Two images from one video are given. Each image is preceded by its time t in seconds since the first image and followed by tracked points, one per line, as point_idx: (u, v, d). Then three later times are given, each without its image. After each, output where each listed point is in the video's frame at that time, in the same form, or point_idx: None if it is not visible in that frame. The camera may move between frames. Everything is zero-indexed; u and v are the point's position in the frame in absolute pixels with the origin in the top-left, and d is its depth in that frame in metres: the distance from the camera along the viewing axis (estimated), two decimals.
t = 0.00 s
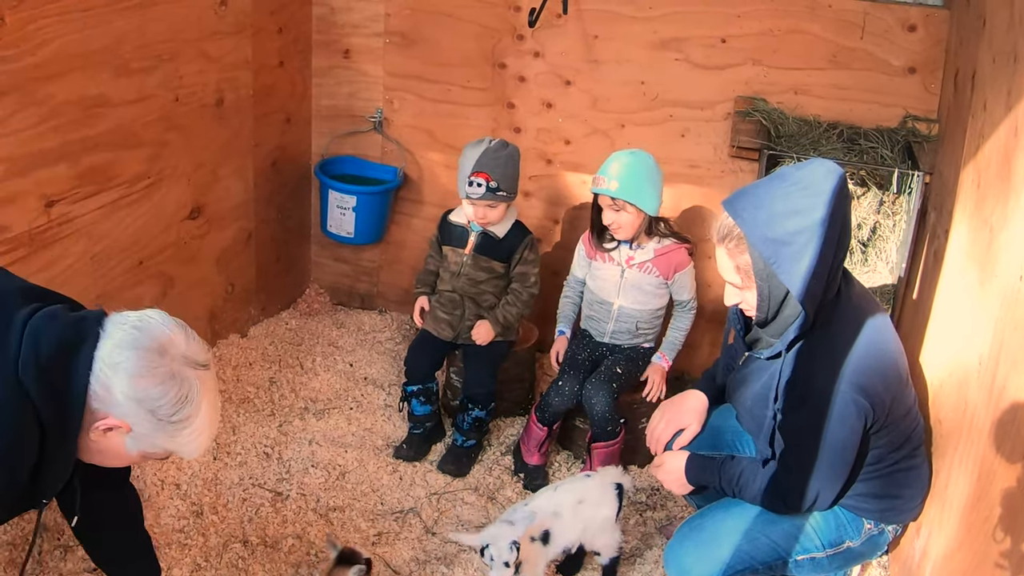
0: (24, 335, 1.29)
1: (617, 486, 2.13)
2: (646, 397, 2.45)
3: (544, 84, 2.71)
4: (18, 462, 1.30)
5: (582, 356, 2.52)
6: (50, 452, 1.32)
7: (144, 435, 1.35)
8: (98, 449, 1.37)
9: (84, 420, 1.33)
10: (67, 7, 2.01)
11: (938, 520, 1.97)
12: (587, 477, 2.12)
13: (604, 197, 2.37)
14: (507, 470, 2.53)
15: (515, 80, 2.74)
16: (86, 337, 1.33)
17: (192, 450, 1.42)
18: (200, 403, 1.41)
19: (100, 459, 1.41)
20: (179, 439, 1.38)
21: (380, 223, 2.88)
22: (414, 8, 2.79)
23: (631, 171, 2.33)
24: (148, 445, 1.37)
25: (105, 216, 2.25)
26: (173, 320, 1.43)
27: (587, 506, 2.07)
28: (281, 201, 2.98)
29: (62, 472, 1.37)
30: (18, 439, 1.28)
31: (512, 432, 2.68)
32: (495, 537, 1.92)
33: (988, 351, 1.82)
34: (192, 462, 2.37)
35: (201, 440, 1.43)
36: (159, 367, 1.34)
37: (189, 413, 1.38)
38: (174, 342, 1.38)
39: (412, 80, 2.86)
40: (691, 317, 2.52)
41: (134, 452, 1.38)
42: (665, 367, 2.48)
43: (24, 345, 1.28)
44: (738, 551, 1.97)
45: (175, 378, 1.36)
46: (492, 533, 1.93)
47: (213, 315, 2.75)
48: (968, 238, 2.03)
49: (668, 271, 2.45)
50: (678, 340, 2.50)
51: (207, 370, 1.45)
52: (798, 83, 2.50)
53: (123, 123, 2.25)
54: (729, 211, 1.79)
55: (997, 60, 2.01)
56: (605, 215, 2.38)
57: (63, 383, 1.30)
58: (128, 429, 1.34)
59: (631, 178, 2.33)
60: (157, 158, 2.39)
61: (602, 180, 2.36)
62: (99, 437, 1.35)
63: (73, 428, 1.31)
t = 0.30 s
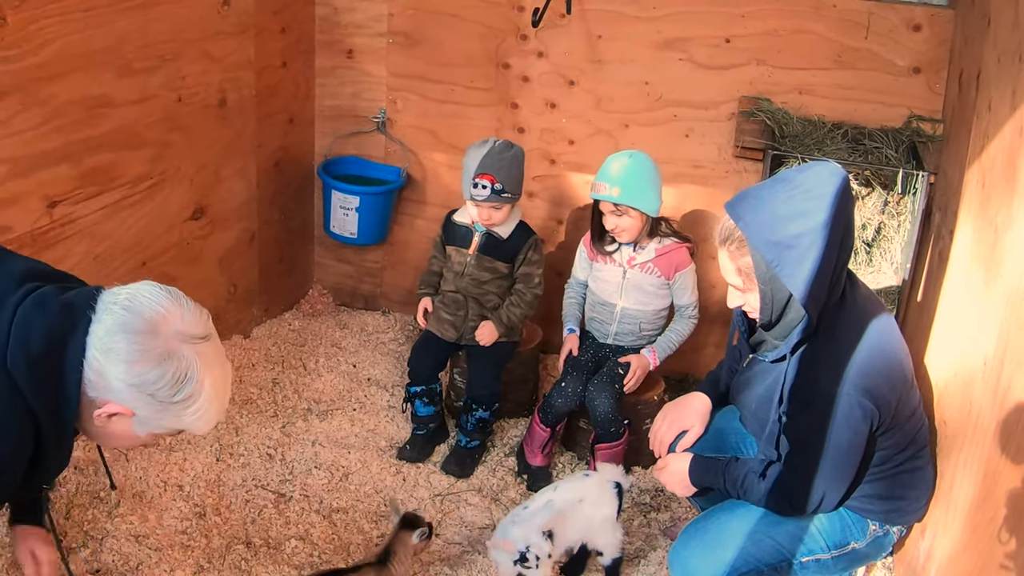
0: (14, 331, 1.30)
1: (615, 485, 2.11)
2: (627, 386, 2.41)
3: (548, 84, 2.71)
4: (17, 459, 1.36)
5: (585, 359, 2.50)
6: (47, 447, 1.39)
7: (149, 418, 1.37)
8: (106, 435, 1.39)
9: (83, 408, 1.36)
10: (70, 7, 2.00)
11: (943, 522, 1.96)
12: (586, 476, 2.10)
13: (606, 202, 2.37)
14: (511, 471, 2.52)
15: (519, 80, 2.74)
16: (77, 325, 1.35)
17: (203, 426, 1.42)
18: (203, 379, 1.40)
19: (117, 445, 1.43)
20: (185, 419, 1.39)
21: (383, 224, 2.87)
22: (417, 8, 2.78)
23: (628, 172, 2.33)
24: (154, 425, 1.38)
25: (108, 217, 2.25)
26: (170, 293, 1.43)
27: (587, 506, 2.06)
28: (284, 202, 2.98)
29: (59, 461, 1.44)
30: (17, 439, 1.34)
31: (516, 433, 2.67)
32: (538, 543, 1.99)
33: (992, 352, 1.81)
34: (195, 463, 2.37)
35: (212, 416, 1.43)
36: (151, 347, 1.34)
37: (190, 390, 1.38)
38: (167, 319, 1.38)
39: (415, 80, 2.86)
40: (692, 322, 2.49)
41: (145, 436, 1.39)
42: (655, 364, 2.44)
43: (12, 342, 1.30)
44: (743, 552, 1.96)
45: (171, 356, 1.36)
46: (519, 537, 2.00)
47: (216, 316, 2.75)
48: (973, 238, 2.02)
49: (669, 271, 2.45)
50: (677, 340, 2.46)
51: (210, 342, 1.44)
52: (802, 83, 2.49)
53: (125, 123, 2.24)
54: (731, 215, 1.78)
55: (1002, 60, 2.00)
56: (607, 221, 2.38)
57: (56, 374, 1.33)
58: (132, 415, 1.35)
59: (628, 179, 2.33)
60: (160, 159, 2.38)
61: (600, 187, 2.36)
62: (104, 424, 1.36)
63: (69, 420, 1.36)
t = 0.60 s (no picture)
0: None
1: (613, 484, 2.11)
2: (621, 388, 2.39)
3: (551, 84, 2.70)
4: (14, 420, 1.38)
5: (589, 360, 2.49)
6: (41, 405, 1.41)
7: (141, 358, 1.39)
8: (101, 383, 1.42)
9: (75, 357, 1.39)
10: (72, 7, 1.99)
11: (948, 523, 1.95)
12: (585, 475, 2.10)
13: (608, 205, 2.36)
14: (514, 472, 2.51)
15: (523, 80, 2.73)
16: (60, 271, 1.38)
17: (198, 360, 1.45)
18: (191, 312, 1.42)
19: (115, 392, 1.45)
20: (178, 354, 1.42)
21: (386, 224, 2.86)
22: (420, 8, 2.78)
23: (627, 173, 2.32)
24: (149, 363, 1.40)
25: (110, 218, 2.24)
26: (150, 229, 1.44)
27: (587, 505, 2.05)
28: (287, 202, 2.97)
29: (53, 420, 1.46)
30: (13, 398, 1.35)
31: (519, 434, 2.66)
32: (560, 550, 1.97)
33: (998, 352, 1.80)
34: (198, 464, 2.36)
35: (206, 349, 1.45)
36: (134, 284, 1.36)
37: (179, 323, 1.40)
38: (149, 255, 1.40)
39: (418, 80, 2.85)
40: (693, 324, 2.48)
41: (140, 377, 1.42)
42: (654, 364, 2.43)
43: None
44: (748, 554, 1.95)
45: (156, 291, 1.38)
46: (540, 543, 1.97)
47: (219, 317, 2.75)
48: (978, 238, 2.01)
49: (671, 270, 2.44)
50: (680, 340, 2.45)
51: (195, 274, 1.46)
52: (806, 82, 2.48)
53: (127, 123, 2.23)
54: (734, 215, 1.78)
55: (1006, 60, 1.99)
56: (610, 225, 2.38)
57: (42, 322, 1.35)
58: (123, 355, 1.38)
59: (628, 182, 2.33)
60: (162, 159, 2.37)
61: (600, 191, 2.36)
62: (96, 369, 1.39)
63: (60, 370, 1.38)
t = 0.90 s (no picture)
0: None
1: (619, 484, 2.10)
2: (621, 391, 2.38)
3: (555, 84, 2.69)
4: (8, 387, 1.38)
5: (590, 360, 2.49)
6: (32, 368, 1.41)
7: (130, 309, 1.38)
8: (91, 337, 1.41)
9: (64, 315, 1.38)
10: (75, 7, 1.99)
11: (953, 524, 1.94)
12: (590, 474, 2.07)
13: (612, 209, 2.36)
14: (517, 474, 2.50)
15: (526, 81, 2.72)
16: (40, 227, 1.36)
17: (187, 310, 1.44)
18: (178, 261, 1.42)
19: (106, 348, 1.44)
20: (167, 304, 1.41)
21: (389, 225, 2.86)
22: (423, 8, 2.77)
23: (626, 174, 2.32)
24: (139, 316, 1.40)
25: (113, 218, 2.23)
26: (132, 182, 1.44)
27: (593, 504, 2.04)
28: (289, 203, 2.96)
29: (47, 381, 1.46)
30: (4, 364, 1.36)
31: (522, 436, 2.66)
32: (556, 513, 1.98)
33: (1002, 354, 1.80)
34: (201, 465, 2.36)
35: (195, 298, 1.44)
36: (120, 233, 1.36)
37: (166, 272, 1.40)
38: (133, 206, 1.40)
39: (421, 80, 2.84)
40: (694, 327, 2.45)
41: (131, 329, 1.41)
42: (652, 368, 2.40)
43: None
44: (754, 556, 1.95)
45: (142, 239, 1.37)
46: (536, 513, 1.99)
47: (221, 318, 2.74)
48: (983, 239, 2.01)
49: (670, 272, 2.43)
50: (677, 345, 2.42)
51: (180, 223, 1.45)
52: (811, 83, 2.48)
53: (131, 124, 2.22)
54: (740, 217, 1.77)
55: (1011, 60, 1.98)
56: (613, 230, 2.38)
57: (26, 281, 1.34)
58: (112, 307, 1.37)
59: (627, 183, 2.32)
60: (166, 160, 2.37)
61: (602, 196, 2.36)
62: (86, 324, 1.38)
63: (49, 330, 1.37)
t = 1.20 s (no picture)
0: None
1: (625, 484, 2.10)
2: (622, 400, 2.39)
3: (559, 86, 2.69)
4: None
5: (594, 365, 2.50)
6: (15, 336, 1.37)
7: (86, 256, 1.30)
8: (49, 292, 1.33)
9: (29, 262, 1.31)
10: (76, 8, 1.99)
11: (957, 527, 1.94)
12: (596, 475, 2.08)
13: (604, 221, 2.34)
14: (520, 476, 2.49)
15: (530, 82, 2.72)
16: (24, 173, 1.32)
17: (146, 288, 1.34)
18: (155, 232, 1.33)
19: (58, 312, 1.35)
20: (125, 268, 1.31)
21: (392, 227, 2.85)
22: (426, 9, 2.76)
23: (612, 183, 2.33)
24: (92, 270, 1.30)
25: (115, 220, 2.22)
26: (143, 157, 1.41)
27: (599, 505, 2.04)
28: (292, 204, 2.95)
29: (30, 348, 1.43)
30: None
31: (525, 438, 2.65)
32: (546, 523, 1.96)
33: (1006, 356, 1.79)
34: (203, 468, 2.35)
35: (158, 274, 1.34)
36: (106, 182, 1.31)
37: (137, 234, 1.31)
38: (132, 169, 1.35)
39: (424, 81, 2.84)
40: (692, 334, 2.45)
41: (81, 288, 1.32)
42: (648, 375, 2.40)
43: None
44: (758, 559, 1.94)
45: (127, 195, 1.31)
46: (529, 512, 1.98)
47: (224, 320, 2.74)
48: (987, 241, 2.00)
49: (665, 282, 2.41)
50: (675, 352, 2.41)
51: (174, 207, 1.39)
52: (814, 84, 2.47)
53: (133, 125, 2.22)
54: (743, 224, 1.77)
55: (1016, 62, 1.98)
56: (605, 242, 2.35)
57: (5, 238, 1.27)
58: (70, 251, 1.30)
59: (615, 191, 2.32)
60: (168, 161, 2.36)
61: (593, 208, 2.35)
62: (40, 266, 1.30)
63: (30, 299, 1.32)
